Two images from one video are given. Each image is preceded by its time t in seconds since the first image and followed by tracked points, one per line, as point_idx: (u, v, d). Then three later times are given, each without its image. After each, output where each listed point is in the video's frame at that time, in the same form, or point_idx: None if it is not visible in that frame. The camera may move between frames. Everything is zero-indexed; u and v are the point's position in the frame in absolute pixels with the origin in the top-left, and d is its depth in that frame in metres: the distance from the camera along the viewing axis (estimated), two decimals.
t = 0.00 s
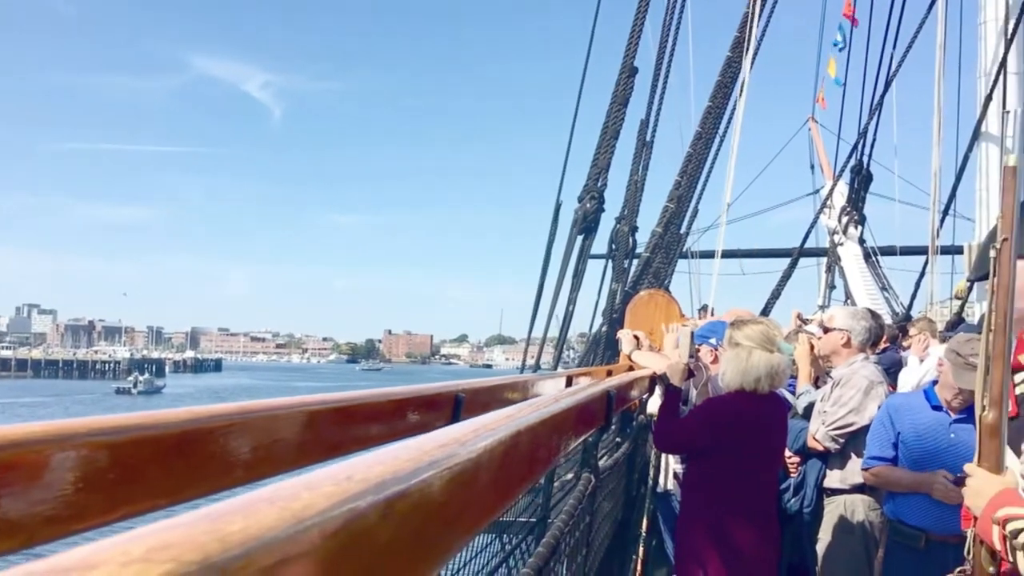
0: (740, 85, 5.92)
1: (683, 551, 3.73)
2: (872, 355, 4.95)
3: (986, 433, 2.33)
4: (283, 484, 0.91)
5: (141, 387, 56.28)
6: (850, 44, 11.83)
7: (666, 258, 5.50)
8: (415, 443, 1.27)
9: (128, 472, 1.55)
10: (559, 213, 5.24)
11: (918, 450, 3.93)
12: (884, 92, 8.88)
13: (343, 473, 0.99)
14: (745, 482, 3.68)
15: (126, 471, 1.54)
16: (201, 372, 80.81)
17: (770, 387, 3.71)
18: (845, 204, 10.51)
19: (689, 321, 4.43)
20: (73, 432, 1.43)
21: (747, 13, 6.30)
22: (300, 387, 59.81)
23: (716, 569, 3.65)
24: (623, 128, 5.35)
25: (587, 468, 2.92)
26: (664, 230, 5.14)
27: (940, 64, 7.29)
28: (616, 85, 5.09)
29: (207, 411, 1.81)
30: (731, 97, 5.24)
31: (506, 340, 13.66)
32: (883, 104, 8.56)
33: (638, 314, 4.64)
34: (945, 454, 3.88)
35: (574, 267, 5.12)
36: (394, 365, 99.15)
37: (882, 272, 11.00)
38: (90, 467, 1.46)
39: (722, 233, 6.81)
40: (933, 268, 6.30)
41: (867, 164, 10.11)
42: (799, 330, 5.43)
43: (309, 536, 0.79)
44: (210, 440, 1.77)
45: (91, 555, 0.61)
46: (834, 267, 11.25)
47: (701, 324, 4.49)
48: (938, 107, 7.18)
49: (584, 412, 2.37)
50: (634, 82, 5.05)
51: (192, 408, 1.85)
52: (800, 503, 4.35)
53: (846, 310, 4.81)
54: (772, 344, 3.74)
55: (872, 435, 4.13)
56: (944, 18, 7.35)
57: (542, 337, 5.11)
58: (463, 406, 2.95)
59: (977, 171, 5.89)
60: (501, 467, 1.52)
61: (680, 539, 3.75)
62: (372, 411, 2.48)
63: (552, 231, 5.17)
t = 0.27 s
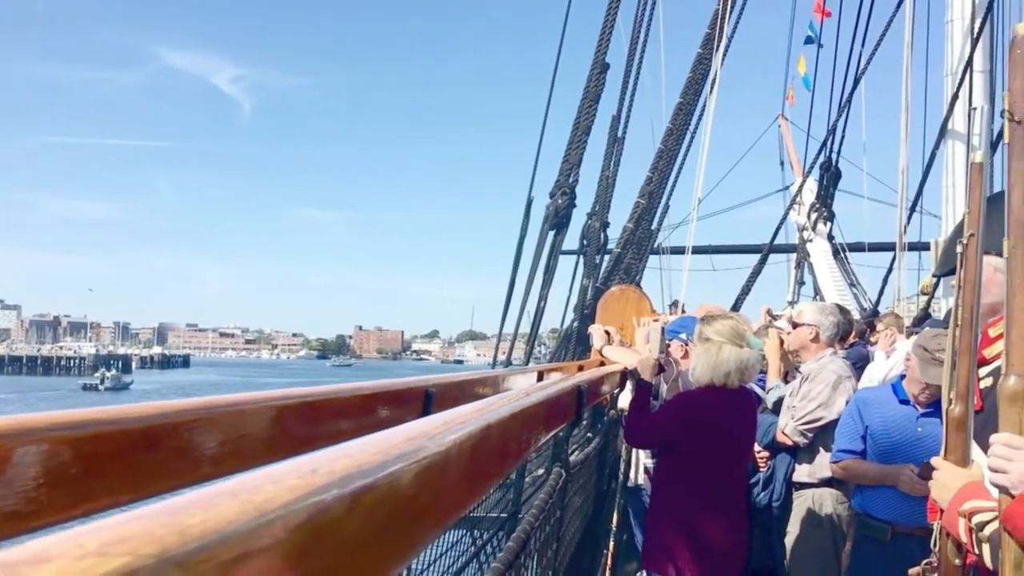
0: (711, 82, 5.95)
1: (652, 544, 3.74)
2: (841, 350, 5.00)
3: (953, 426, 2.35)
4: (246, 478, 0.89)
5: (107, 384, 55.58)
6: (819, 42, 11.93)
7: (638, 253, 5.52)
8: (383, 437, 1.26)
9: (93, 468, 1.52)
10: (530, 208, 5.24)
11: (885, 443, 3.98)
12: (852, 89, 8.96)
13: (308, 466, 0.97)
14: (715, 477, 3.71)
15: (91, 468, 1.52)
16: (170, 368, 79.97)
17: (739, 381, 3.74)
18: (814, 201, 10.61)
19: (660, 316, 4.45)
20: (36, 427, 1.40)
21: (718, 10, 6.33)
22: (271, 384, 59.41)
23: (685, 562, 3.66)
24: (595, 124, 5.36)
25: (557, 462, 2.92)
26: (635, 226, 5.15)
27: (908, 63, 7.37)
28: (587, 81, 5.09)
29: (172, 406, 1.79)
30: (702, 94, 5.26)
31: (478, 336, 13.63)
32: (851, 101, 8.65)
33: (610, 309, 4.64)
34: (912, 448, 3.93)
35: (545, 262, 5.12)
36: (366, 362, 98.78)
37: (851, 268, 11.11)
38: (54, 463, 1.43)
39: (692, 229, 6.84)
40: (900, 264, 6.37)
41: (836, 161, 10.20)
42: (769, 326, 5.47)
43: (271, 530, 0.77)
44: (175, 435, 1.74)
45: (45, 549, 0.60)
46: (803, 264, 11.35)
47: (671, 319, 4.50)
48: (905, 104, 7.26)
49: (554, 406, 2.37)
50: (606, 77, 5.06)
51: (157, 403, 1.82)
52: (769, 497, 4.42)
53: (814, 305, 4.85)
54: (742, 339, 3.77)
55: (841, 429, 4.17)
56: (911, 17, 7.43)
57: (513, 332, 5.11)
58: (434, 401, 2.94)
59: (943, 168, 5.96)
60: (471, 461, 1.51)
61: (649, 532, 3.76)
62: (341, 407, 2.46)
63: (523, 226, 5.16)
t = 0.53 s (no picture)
0: (682, 78, 5.97)
1: (622, 537, 3.76)
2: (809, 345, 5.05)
3: (917, 419, 2.38)
4: (205, 469, 0.88)
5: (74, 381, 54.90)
6: (789, 39, 12.00)
7: (609, 249, 5.53)
8: (348, 429, 1.25)
9: (57, 463, 1.50)
10: (501, 204, 5.23)
11: (853, 436, 4.02)
12: (821, 86, 9.04)
13: (270, 457, 0.96)
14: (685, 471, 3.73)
15: (55, 462, 1.49)
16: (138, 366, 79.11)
17: (709, 376, 3.75)
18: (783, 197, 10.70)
19: (631, 311, 4.46)
20: None
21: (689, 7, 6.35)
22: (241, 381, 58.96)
23: (655, 555, 3.69)
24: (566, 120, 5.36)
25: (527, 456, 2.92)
26: (606, 221, 5.16)
27: (876, 60, 7.44)
28: (559, 77, 5.09)
29: (136, 401, 1.76)
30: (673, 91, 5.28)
31: (450, 332, 13.61)
32: (820, 99, 8.72)
33: (581, 305, 4.65)
34: (877, 441, 3.98)
35: (516, 258, 5.12)
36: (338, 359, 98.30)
37: (819, 264, 11.22)
38: (18, 457, 1.41)
39: (662, 224, 6.87)
40: (867, 259, 6.44)
41: (805, 158, 10.29)
42: (739, 321, 5.51)
43: (231, 520, 0.77)
44: (140, 430, 1.72)
45: None
46: (773, 260, 11.45)
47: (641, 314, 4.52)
48: (872, 102, 7.33)
49: (524, 400, 2.37)
50: (577, 73, 5.06)
51: (121, 397, 1.80)
52: (737, 491, 4.48)
53: (782, 300, 4.89)
54: (711, 333, 3.79)
55: (809, 423, 4.21)
56: (879, 15, 7.50)
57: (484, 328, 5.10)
58: (403, 395, 2.93)
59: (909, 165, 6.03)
60: (438, 454, 1.51)
61: (619, 525, 3.78)
62: (309, 401, 2.44)
63: (495, 221, 5.15)
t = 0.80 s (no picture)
0: (649, 74, 6.00)
1: (589, 530, 3.78)
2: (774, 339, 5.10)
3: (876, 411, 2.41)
4: (158, 458, 0.87)
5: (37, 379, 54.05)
6: (755, 36, 12.08)
7: (576, 244, 5.54)
8: (307, 420, 1.24)
9: (13, 458, 1.47)
10: (469, 199, 5.23)
11: (816, 429, 4.07)
12: (786, 83, 9.10)
13: (225, 447, 0.95)
14: (651, 465, 3.75)
15: (11, 457, 1.47)
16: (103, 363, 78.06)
17: (675, 369, 3.77)
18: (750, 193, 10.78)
19: (598, 305, 4.47)
20: None
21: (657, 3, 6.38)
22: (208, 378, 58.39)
23: (621, 548, 3.72)
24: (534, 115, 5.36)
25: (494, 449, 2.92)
26: (574, 216, 5.17)
27: (840, 58, 7.52)
28: (526, 72, 5.09)
29: (95, 395, 1.74)
30: (641, 86, 5.30)
31: (418, 327, 13.57)
32: (785, 95, 8.80)
33: (548, 300, 4.66)
34: (840, 433, 4.04)
35: (484, 253, 5.11)
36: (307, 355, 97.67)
37: (785, 259, 11.33)
38: None
39: (630, 220, 6.89)
40: (831, 254, 6.52)
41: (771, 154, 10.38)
42: (705, 316, 5.55)
43: (183, 509, 0.75)
44: (99, 424, 1.69)
45: None
46: (739, 255, 11.54)
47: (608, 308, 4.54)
48: (837, 99, 7.41)
49: (489, 393, 2.36)
50: (545, 68, 5.06)
51: (79, 392, 1.77)
52: (703, 484, 4.56)
53: (747, 294, 4.93)
54: (678, 327, 3.82)
55: (773, 416, 4.25)
56: (843, 13, 7.58)
57: (452, 323, 5.09)
58: (369, 390, 2.92)
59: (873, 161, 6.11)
60: (400, 446, 1.50)
61: (585, 518, 3.80)
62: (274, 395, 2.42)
63: (462, 216, 5.14)
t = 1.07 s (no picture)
0: (615, 69, 6.01)
1: (553, 522, 3.79)
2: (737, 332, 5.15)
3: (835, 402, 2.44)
4: (109, 445, 0.85)
5: None
6: (720, 31, 12.15)
7: (542, 238, 5.55)
8: (266, 410, 1.23)
9: None
10: (434, 192, 5.21)
11: (777, 420, 4.12)
12: (750, 78, 9.17)
13: (178, 435, 0.94)
14: (616, 457, 3.77)
15: None
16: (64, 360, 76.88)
17: (640, 362, 3.79)
18: (714, 188, 10.85)
19: (563, 299, 4.49)
20: None
21: None
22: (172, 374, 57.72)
23: (585, 540, 3.73)
24: (500, 108, 5.35)
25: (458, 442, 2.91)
26: (540, 210, 5.17)
27: (803, 54, 7.59)
28: (492, 65, 5.08)
29: (50, 387, 1.70)
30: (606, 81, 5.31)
31: (384, 322, 13.52)
32: (749, 90, 8.86)
33: (514, 293, 4.66)
34: (801, 424, 4.10)
35: (450, 247, 5.10)
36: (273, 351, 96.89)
37: (750, 254, 11.43)
38: None
39: (595, 214, 6.91)
40: (794, 249, 6.59)
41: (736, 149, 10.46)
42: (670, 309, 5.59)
43: (135, 497, 0.74)
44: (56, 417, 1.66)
45: None
46: (704, 250, 11.63)
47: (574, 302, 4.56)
48: (800, 95, 7.48)
49: (453, 385, 2.36)
50: (511, 62, 5.05)
51: (34, 385, 1.74)
52: (667, 475, 4.63)
53: (711, 287, 4.96)
54: (641, 320, 3.84)
55: (736, 407, 4.28)
56: (806, 9, 7.65)
57: (418, 317, 5.07)
58: (333, 382, 2.90)
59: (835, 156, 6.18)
60: (361, 437, 1.48)
61: (550, 510, 3.81)
62: (236, 388, 2.39)
63: (428, 210, 5.13)
